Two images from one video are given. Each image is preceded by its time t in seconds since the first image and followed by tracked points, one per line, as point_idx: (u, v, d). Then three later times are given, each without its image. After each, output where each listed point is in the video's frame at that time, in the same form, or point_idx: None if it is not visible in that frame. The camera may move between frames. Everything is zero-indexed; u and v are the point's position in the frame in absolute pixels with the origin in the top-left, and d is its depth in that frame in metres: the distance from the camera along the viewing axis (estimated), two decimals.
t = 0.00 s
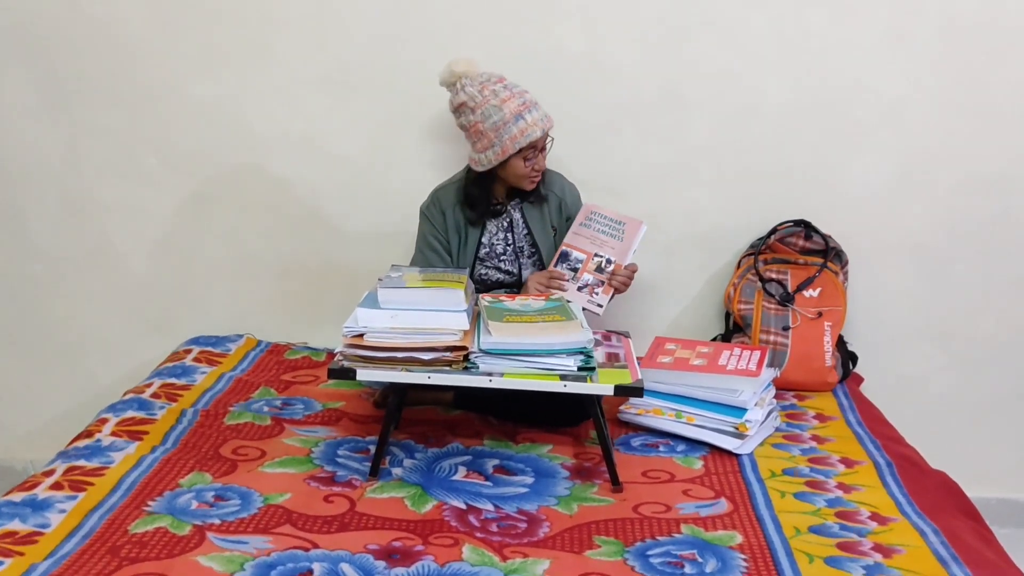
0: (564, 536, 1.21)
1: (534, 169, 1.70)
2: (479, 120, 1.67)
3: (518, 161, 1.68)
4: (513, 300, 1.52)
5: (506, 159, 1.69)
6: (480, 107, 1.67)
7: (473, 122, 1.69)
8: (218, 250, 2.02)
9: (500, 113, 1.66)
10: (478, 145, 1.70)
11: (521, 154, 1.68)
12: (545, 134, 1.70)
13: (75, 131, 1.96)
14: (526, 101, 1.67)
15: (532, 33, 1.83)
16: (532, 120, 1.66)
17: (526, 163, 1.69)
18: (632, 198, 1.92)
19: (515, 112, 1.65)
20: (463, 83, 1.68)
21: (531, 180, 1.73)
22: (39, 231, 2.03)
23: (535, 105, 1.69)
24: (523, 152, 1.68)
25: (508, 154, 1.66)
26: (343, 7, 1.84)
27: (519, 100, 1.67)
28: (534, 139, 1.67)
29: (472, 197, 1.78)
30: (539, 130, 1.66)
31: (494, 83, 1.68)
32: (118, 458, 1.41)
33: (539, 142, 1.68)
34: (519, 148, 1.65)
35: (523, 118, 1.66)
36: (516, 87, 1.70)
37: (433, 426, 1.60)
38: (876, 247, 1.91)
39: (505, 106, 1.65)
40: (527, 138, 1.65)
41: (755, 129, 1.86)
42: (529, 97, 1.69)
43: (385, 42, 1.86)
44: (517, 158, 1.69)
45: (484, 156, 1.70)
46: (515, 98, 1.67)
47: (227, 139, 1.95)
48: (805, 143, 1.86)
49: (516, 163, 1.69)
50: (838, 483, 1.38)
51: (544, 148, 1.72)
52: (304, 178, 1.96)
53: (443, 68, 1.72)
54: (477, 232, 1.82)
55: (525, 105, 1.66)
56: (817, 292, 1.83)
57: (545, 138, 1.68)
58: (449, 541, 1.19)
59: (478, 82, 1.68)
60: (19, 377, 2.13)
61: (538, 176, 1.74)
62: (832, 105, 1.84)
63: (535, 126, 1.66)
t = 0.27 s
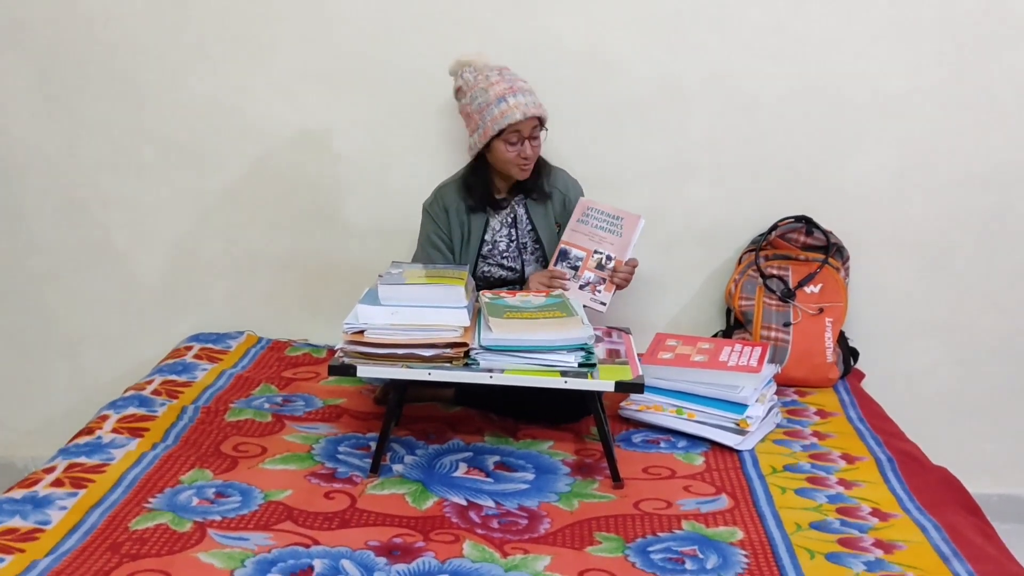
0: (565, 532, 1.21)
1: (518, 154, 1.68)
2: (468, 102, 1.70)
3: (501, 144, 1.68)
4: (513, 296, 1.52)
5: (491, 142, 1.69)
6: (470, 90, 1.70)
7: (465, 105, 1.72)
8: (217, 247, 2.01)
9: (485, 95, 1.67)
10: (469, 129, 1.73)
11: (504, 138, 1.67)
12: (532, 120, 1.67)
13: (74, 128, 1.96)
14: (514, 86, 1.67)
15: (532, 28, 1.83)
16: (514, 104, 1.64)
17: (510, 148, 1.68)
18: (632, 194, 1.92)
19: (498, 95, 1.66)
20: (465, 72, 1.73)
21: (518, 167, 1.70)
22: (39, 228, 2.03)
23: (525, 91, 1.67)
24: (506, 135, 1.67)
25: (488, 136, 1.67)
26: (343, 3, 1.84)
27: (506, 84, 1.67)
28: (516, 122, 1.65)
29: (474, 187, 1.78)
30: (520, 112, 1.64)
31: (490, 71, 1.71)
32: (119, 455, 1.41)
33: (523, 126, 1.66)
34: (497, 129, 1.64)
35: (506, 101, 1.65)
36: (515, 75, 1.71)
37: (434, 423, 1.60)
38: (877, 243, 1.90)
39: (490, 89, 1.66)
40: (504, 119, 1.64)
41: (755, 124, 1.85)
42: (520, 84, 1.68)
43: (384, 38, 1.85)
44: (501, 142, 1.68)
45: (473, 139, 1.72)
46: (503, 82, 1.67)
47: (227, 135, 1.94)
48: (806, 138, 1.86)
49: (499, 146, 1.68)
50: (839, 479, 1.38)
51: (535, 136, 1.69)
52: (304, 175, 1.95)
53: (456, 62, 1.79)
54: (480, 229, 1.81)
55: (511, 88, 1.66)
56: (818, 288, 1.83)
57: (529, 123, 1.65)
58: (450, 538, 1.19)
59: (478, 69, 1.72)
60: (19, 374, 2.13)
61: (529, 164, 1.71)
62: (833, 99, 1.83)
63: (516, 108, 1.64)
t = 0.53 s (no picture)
0: (565, 531, 1.21)
1: (493, 143, 1.68)
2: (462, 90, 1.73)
3: (480, 132, 1.69)
4: (514, 296, 1.51)
5: (474, 129, 1.72)
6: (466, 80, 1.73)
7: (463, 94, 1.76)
8: (218, 246, 2.01)
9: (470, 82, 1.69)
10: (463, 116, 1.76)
11: (482, 126, 1.69)
12: (508, 109, 1.66)
13: (75, 127, 1.96)
14: (497, 75, 1.66)
15: (531, 26, 1.82)
16: (488, 91, 1.64)
17: (486, 136, 1.69)
18: (633, 192, 1.91)
19: (479, 83, 1.66)
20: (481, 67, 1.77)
21: (498, 156, 1.71)
22: (40, 227, 2.03)
23: (508, 80, 1.65)
24: (483, 123, 1.69)
25: (467, 122, 1.70)
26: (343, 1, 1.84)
27: (491, 72, 1.67)
28: (489, 109, 1.66)
29: (476, 182, 1.80)
30: (490, 100, 1.64)
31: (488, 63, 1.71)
32: (119, 454, 1.41)
33: (496, 115, 1.66)
34: (471, 115, 1.67)
35: (484, 89, 1.65)
36: (513, 67, 1.69)
37: (434, 421, 1.60)
38: (878, 241, 1.90)
39: (475, 77, 1.68)
40: (476, 106, 1.65)
41: (755, 122, 1.85)
42: (507, 73, 1.66)
43: (384, 37, 1.85)
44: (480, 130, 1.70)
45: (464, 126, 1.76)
46: (488, 71, 1.67)
47: (228, 134, 1.94)
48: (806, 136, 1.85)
49: (478, 134, 1.70)
50: (840, 478, 1.38)
51: (513, 126, 1.68)
52: (304, 174, 1.95)
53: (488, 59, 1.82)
54: (482, 228, 1.81)
55: (492, 77, 1.65)
56: (819, 287, 1.83)
57: (500, 111, 1.65)
58: (450, 537, 1.19)
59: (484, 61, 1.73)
60: (20, 373, 2.13)
61: (507, 154, 1.70)
62: (833, 97, 1.83)
63: (487, 96, 1.64)
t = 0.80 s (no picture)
0: (564, 532, 1.21)
1: (492, 144, 1.68)
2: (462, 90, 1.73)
3: (479, 133, 1.70)
4: (512, 296, 1.51)
5: (473, 130, 1.72)
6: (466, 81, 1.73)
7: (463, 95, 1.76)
8: (217, 247, 2.01)
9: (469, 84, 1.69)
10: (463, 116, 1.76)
11: (481, 127, 1.69)
12: (506, 110, 1.66)
13: (75, 129, 1.96)
14: (496, 76, 1.66)
15: (531, 26, 1.82)
16: (487, 93, 1.64)
17: (485, 137, 1.69)
18: (632, 193, 1.91)
19: (478, 83, 1.66)
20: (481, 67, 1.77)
21: (496, 157, 1.71)
22: (39, 229, 2.03)
23: (507, 81, 1.65)
24: (482, 124, 1.69)
25: (466, 123, 1.70)
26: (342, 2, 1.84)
27: (490, 73, 1.67)
28: (487, 111, 1.66)
29: (476, 182, 1.80)
30: (488, 102, 1.64)
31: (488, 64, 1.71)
32: (119, 455, 1.41)
33: (494, 116, 1.66)
34: (469, 117, 1.68)
35: (483, 90, 1.65)
36: (513, 67, 1.69)
37: (435, 422, 1.60)
38: (878, 241, 1.90)
39: (475, 78, 1.68)
40: (474, 108, 1.65)
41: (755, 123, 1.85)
42: (506, 74, 1.66)
43: (383, 37, 1.85)
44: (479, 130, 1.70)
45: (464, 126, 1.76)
46: (487, 73, 1.67)
47: (227, 135, 1.94)
48: (806, 136, 1.85)
49: (478, 135, 1.70)
50: (840, 478, 1.37)
51: (512, 127, 1.68)
52: (304, 174, 1.95)
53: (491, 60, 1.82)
54: (481, 229, 1.81)
55: (491, 78, 1.65)
56: (819, 286, 1.83)
57: (498, 112, 1.65)
58: (450, 537, 1.19)
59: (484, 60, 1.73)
60: (20, 374, 2.13)
61: (506, 154, 1.70)
62: (833, 97, 1.83)
63: (486, 98, 1.64)
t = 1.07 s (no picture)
0: (563, 532, 1.21)
1: (486, 150, 1.68)
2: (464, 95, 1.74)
3: (474, 139, 1.70)
4: (511, 296, 1.51)
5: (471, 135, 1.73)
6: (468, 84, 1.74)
7: (463, 98, 1.76)
8: (216, 248, 2.01)
9: (468, 89, 1.70)
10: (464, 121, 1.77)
11: (476, 133, 1.69)
12: (501, 117, 1.65)
13: (73, 130, 1.96)
14: (493, 82, 1.66)
15: (529, 27, 1.82)
16: (482, 99, 1.65)
17: (480, 143, 1.69)
18: (631, 193, 1.91)
19: (476, 89, 1.67)
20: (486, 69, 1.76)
21: (491, 163, 1.70)
22: (38, 230, 2.03)
23: (503, 87, 1.65)
24: (477, 130, 1.69)
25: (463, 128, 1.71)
26: (340, 3, 1.84)
27: (488, 79, 1.67)
28: (482, 117, 1.66)
29: (474, 183, 1.80)
30: (482, 108, 1.64)
31: (490, 67, 1.71)
32: (117, 457, 1.41)
33: (488, 122, 1.66)
34: (465, 122, 1.68)
35: (479, 96, 1.66)
36: (512, 72, 1.68)
37: (434, 423, 1.60)
38: (877, 240, 1.90)
39: (473, 83, 1.68)
40: (469, 113, 1.66)
41: (754, 122, 1.85)
42: (504, 80, 1.66)
43: (382, 38, 1.85)
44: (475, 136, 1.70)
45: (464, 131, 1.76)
46: (486, 77, 1.67)
47: (226, 136, 1.94)
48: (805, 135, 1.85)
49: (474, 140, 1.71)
50: (838, 478, 1.37)
51: (506, 134, 1.67)
52: (302, 175, 1.95)
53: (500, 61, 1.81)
54: (480, 231, 1.81)
55: (487, 83, 1.65)
56: (818, 286, 1.83)
57: (492, 119, 1.64)
58: (448, 538, 1.18)
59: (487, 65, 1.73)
60: (19, 376, 2.13)
61: (500, 161, 1.69)
62: (832, 96, 1.83)
63: (480, 104, 1.65)
